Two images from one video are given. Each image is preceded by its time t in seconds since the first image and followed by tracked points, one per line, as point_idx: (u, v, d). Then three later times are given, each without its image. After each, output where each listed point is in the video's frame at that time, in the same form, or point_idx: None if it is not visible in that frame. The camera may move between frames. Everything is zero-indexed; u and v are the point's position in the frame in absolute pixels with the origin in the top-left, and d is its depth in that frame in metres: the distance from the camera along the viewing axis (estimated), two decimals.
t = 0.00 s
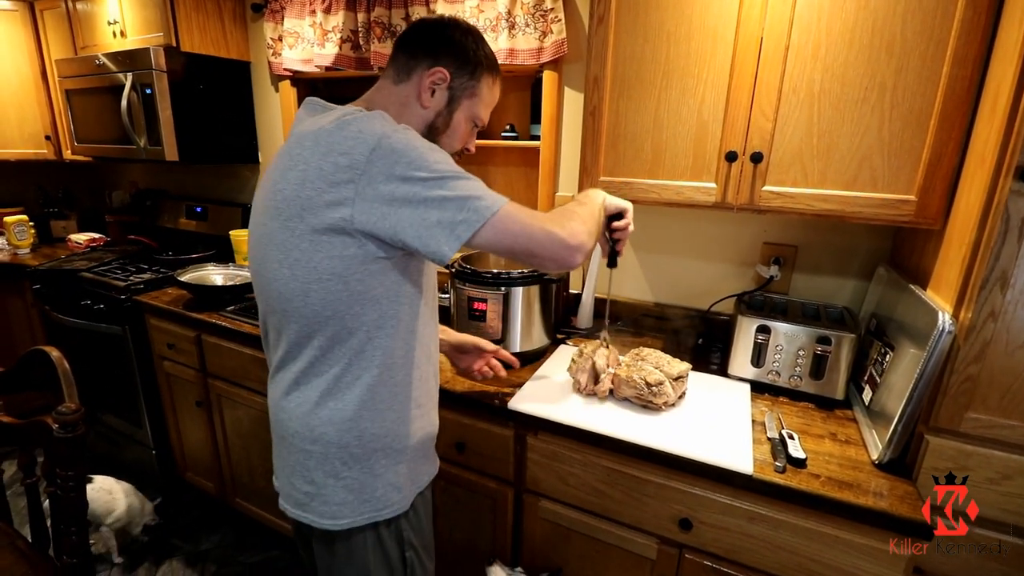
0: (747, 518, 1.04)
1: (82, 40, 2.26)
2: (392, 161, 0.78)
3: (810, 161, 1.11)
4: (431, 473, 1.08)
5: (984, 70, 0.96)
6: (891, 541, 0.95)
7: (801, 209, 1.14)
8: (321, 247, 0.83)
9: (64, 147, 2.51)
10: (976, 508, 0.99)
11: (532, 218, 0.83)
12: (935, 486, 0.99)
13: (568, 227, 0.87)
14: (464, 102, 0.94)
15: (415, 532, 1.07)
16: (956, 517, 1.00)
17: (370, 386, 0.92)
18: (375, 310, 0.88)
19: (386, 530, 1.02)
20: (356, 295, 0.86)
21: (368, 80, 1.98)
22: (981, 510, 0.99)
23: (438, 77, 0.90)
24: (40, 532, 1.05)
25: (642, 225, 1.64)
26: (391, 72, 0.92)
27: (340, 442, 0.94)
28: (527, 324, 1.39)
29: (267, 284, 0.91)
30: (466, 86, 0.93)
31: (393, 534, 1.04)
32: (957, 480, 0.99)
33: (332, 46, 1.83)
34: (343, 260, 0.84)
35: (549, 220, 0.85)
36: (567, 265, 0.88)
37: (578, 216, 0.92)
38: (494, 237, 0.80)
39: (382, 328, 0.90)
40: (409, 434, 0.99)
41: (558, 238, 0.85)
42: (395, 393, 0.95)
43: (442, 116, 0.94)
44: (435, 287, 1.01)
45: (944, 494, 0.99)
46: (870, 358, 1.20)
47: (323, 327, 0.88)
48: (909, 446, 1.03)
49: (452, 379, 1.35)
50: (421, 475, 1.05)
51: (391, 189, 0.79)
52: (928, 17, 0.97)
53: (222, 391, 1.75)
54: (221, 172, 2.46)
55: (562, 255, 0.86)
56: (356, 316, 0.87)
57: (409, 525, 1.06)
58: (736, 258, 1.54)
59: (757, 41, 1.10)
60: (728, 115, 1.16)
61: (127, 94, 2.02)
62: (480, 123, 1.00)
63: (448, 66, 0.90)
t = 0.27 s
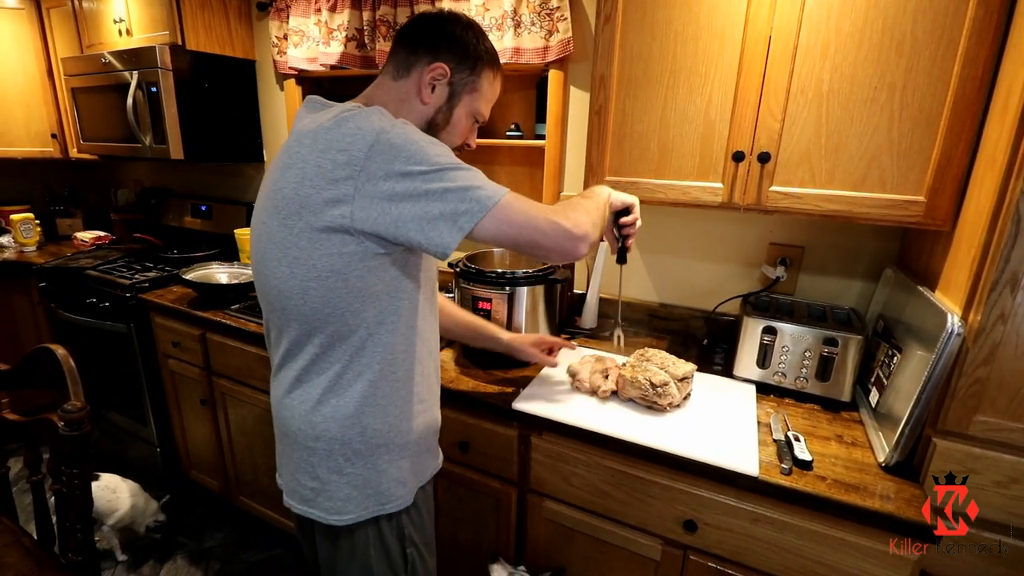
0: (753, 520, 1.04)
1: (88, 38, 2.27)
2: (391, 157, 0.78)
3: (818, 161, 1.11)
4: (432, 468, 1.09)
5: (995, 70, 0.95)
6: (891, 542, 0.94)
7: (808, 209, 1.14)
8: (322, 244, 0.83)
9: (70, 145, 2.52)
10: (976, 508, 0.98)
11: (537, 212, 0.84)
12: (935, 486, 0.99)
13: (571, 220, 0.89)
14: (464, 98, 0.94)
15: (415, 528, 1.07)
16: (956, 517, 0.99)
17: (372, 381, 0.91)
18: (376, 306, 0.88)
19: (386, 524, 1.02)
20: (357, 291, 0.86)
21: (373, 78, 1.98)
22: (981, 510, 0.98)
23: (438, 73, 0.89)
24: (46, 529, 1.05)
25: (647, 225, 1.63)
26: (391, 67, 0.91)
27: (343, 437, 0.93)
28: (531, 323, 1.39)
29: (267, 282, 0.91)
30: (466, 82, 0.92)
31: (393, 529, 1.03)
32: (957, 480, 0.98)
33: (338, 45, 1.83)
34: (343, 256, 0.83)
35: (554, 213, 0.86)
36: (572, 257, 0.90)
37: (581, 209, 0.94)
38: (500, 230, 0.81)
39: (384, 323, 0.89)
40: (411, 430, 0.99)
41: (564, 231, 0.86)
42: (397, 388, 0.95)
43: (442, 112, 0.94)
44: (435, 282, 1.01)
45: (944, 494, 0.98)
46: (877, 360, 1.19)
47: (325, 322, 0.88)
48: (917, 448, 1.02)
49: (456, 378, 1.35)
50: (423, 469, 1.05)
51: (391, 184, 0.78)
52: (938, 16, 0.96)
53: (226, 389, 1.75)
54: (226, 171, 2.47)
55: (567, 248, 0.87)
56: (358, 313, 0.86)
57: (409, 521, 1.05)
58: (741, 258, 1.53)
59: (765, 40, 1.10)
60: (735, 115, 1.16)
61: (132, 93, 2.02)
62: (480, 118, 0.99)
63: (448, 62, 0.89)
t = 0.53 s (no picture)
0: (754, 519, 1.03)
1: (88, 38, 2.26)
2: (371, 159, 0.75)
3: (819, 160, 1.10)
4: (432, 472, 1.08)
5: (997, 67, 0.95)
6: (891, 540, 0.94)
7: (809, 208, 1.13)
8: (309, 248, 0.83)
9: (71, 145, 2.52)
10: (977, 508, 0.97)
11: (516, 227, 0.74)
12: (935, 486, 0.98)
13: (558, 242, 0.76)
14: (465, 100, 0.93)
15: (415, 532, 1.05)
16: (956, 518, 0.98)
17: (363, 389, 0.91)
18: (365, 314, 0.87)
19: (385, 525, 1.01)
20: (344, 296, 0.85)
21: (374, 77, 1.98)
22: (982, 509, 0.98)
23: (440, 74, 0.89)
24: (47, 530, 1.05)
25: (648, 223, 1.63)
26: (394, 67, 0.91)
27: (336, 444, 0.94)
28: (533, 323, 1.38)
29: (263, 283, 0.92)
30: (468, 84, 0.92)
31: (392, 531, 1.02)
32: (957, 480, 0.98)
33: (338, 44, 1.83)
34: (330, 261, 0.83)
35: (535, 231, 0.75)
36: (556, 284, 0.78)
37: (584, 229, 0.81)
38: (463, 247, 0.73)
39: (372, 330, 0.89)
40: (405, 437, 0.98)
41: (543, 253, 0.75)
42: (390, 395, 0.94)
43: (443, 113, 0.93)
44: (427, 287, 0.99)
45: (944, 493, 0.98)
46: (879, 359, 1.19)
47: (315, 327, 0.88)
48: (919, 447, 1.02)
49: (457, 378, 1.35)
50: (421, 474, 1.04)
51: (368, 188, 0.75)
52: (940, 14, 0.96)
53: (228, 389, 1.75)
54: (226, 171, 2.47)
55: (540, 274, 0.75)
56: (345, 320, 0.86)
57: (408, 524, 1.04)
58: (742, 256, 1.53)
59: (766, 38, 1.09)
60: (736, 113, 1.15)
61: (132, 93, 2.02)
62: (481, 121, 0.99)
63: (451, 63, 0.89)
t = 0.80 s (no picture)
0: (753, 519, 1.04)
1: (88, 40, 2.27)
2: (374, 176, 0.76)
3: (817, 160, 1.11)
4: (435, 466, 1.10)
5: (993, 67, 0.95)
6: (891, 540, 0.95)
7: (807, 208, 1.14)
8: (314, 255, 0.83)
9: (71, 146, 2.52)
10: (977, 508, 0.98)
11: (461, 297, 0.73)
12: (935, 486, 0.99)
13: (500, 318, 0.75)
14: (470, 106, 0.94)
15: (420, 523, 1.07)
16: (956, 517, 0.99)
17: (368, 387, 0.93)
18: (364, 319, 0.89)
19: (391, 520, 1.02)
20: (348, 301, 0.86)
21: (373, 78, 1.98)
22: (981, 509, 0.98)
23: (448, 79, 0.90)
24: (47, 530, 1.05)
25: (647, 223, 1.63)
26: (401, 72, 0.92)
27: (343, 442, 0.94)
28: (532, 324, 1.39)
29: (269, 286, 0.93)
30: (474, 90, 0.92)
31: (397, 525, 1.04)
32: (957, 480, 0.98)
33: (338, 45, 1.83)
34: (332, 270, 0.84)
35: (481, 303, 0.74)
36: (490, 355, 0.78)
37: (538, 299, 0.78)
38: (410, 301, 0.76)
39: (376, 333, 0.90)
40: (409, 433, 1.00)
41: (476, 328, 0.74)
42: (393, 393, 0.96)
43: (448, 117, 0.93)
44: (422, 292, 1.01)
45: (944, 494, 0.98)
46: (877, 358, 1.19)
47: (321, 328, 0.89)
48: (917, 447, 1.02)
49: (456, 378, 1.35)
50: (424, 467, 1.06)
51: (367, 205, 0.76)
52: (936, 15, 0.97)
53: (227, 389, 1.75)
54: (226, 172, 2.47)
55: (476, 344, 0.75)
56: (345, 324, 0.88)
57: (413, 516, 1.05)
58: (741, 257, 1.53)
59: (764, 38, 1.10)
60: (734, 113, 1.16)
61: (132, 93, 2.02)
62: (484, 127, 0.99)
63: (458, 70, 0.90)
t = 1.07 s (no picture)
0: (753, 519, 1.04)
1: (90, 41, 2.28)
2: (372, 177, 0.80)
3: (816, 160, 1.11)
4: (429, 446, 1.12)
5: (992, 68, 0.95)
6: (891, 539, 0.94)
7: (806, 208, 1.14)
8: (313, 252, 0.85)
9: (72, 147, 2.53)
10: (977, 508, 0.98)
11: (475, 267, 0.82)
12: (935, 486, 0.99)
13: (511, 275, 0.85)
14: (449, 105, 1.00)
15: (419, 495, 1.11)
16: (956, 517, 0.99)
17: (369, 372, 0.94)
18: (364, 311, 0.91)
19: (394, 494, 1.05)
20: (347, 294, 0.88)
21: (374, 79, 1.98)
22: (981, 509, 0.98)
23: (431, 85, 0.94)
24: (48, 530, 1.05)
25: (648, 224, 1.63)
26: (381, 77, 0.94)
27: (346, 426, 0.95)
28: (533, 325, 1.38)
29: (265, 286, 0.93)
30: (453, 91, 0.98)
31: (400, 499, 1.06)
32: (957, 480, 0.98)
33: (338, 45, 1.83)
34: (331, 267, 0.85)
35: (492, 268, 0.83)
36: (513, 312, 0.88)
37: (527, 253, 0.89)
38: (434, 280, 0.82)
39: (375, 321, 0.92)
40: (408, 413, 1.02)
41: (502, 290, 0.84)
42: (393, 376, 0.98)
43: (431, 119, 0.98)
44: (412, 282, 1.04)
45: (944, 493, 0.98)
46: (876, 358, 1.19)
47: (322, 321, 0.90)
48: (917, 447, 1.02)
49: (456, 378, 1.35)
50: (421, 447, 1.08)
51: (368, 204, 0.80)
52: (935, 15, 0.97)
53: (228, 389, 1.76)
54: (227, 172, 2.48)
55: (499, 305, 0.84)
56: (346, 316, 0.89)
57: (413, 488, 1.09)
58: (741, 257, 1.53)
59: (763, 39, 1.10)
60: (733, 113, 1.16)
61: (134, 94, 2.03)
62: (459, 121, 1.06)
63: (439, 74, 0.94)
